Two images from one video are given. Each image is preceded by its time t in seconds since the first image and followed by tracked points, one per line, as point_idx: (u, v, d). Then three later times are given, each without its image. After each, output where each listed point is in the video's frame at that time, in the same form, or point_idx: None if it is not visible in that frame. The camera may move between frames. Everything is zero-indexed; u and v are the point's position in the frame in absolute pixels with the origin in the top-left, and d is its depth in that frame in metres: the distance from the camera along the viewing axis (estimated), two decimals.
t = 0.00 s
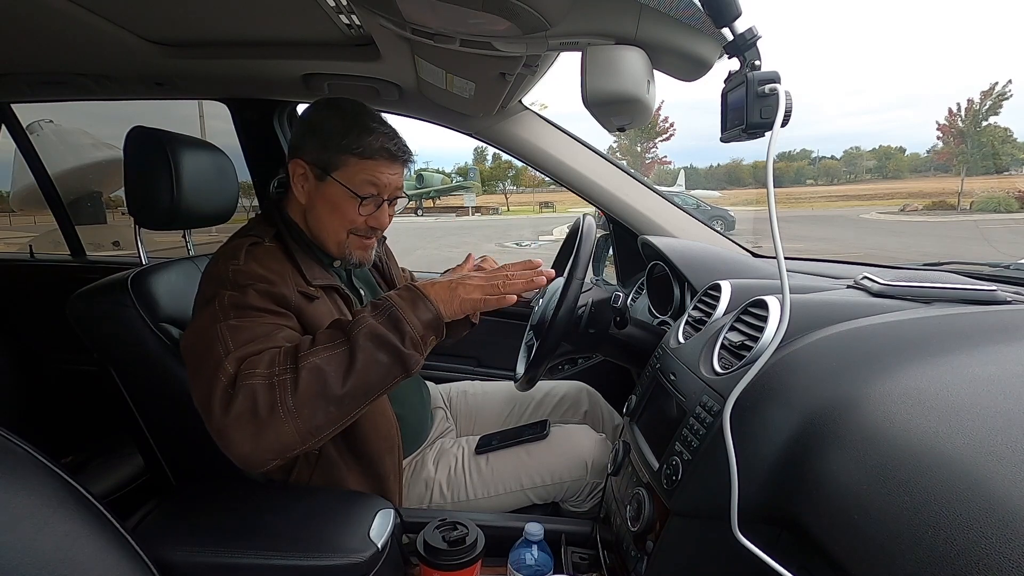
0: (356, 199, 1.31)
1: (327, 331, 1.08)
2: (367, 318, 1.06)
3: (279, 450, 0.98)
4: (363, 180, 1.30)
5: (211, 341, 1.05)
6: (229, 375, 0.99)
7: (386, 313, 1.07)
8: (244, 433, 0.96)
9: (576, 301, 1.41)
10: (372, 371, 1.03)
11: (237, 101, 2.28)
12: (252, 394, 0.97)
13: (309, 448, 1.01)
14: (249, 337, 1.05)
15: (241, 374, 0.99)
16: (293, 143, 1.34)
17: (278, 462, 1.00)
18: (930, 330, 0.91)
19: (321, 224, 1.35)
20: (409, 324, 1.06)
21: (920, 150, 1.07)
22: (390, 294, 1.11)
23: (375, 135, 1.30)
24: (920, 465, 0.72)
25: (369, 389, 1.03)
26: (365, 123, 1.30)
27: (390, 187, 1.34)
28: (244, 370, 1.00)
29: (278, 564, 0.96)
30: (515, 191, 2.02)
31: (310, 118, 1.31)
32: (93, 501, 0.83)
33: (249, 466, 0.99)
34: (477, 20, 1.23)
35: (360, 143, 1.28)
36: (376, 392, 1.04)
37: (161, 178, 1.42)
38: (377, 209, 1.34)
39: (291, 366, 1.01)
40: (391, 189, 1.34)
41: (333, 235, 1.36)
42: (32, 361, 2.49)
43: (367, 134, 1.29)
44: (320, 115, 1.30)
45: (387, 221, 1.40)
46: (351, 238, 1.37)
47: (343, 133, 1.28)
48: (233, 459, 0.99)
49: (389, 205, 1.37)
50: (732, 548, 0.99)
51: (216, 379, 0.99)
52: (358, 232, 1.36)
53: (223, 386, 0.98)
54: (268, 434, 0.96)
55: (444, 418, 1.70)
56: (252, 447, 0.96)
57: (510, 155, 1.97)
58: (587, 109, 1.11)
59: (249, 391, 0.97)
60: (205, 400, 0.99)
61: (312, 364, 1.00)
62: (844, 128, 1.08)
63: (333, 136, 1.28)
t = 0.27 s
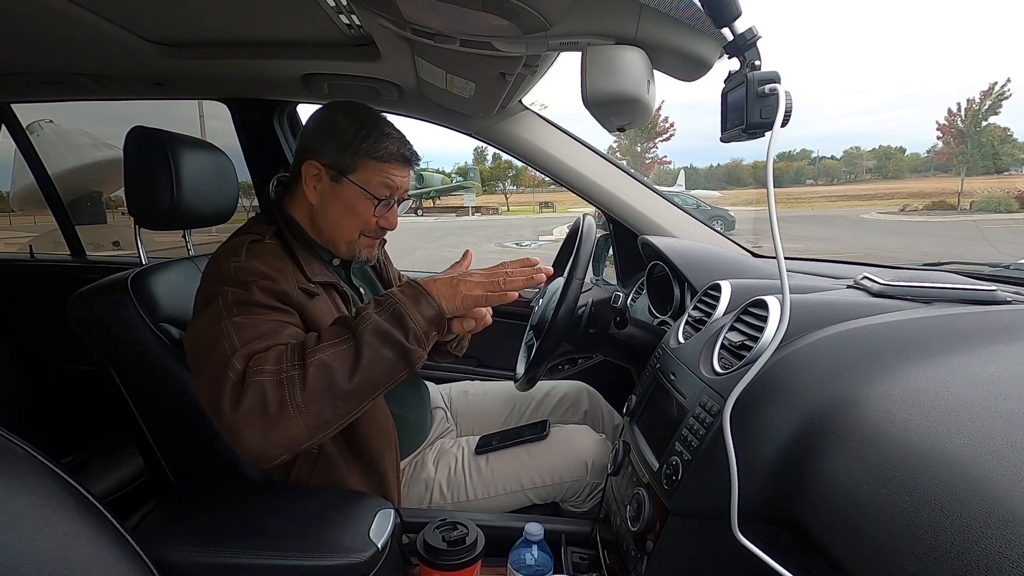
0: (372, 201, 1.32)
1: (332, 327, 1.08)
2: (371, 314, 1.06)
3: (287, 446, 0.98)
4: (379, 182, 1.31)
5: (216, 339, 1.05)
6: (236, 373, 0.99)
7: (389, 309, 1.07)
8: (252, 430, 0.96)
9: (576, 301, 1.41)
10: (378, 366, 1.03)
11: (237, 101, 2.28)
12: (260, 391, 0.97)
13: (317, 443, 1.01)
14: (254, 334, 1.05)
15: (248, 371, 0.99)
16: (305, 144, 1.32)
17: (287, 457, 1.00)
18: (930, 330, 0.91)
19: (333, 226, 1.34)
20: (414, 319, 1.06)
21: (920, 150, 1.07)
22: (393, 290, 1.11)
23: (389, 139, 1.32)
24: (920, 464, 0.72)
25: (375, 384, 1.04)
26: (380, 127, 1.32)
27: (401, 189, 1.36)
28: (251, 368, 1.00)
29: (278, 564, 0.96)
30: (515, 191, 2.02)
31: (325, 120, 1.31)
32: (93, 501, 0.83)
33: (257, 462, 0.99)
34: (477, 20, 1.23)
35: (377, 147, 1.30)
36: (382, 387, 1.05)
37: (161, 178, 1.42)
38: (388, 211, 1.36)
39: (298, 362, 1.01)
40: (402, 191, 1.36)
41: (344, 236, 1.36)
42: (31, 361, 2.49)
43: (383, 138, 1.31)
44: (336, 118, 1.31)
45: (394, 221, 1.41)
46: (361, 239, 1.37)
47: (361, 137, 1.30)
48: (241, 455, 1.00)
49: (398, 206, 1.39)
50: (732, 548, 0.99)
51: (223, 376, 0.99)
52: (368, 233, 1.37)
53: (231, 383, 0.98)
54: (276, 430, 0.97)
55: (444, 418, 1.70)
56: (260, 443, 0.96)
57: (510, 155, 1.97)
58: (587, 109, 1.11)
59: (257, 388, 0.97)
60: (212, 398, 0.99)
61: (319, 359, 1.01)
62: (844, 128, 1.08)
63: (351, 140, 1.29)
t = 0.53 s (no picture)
0: (351, 210, 1.29)
1: (328, 341, 1.08)
2: (368, 329, 1.06)
3: (280, 462, 0.98)
4: (359, 191, 1.28)
5: (212, 352, 1.05)
6: (230, 387, 0.99)
7: (387, 324, 1.06)
8: (245, 445, 0.96)
9: (576, 301, 1.41)
10: (372, 383, 1.03)
11: (237, 101, 2.28)
12: (254, 406, 0.97)
13: (310, 460, 1.01)
14: (250, 346, 1.05)
15: (242, 386, 0.99)
16: (291, 152, 1.34)
17: (281, 472, 1.00)
18: (931, 330, 0.91)
19: (318, 233, 1.34)
20: (411, 335, 1.06)
21: (920, 150, 1.07)
22: (391, 304, 1.10)
23: (368, 145, 1.28)
24: (919, 465, 0.72)
25: (370, 400, 1.03)
26: (359, 133, 1.28)
27: (387, 198, 1.32)
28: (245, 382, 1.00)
29: (278, 564, 0.96)
30: (515, 191, 2.02)
31: (306, 127, 1.31)
32: (93, 501, 0.83)
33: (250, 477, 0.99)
34: (477, 20, 1.23)
35: (353, 154, 1.27)
36: (376, 403, 1.04)
37: (161, 178, 1.41)
38: (374, 220, 1.33)
39: (293, 378, 1.01)
40: (387, 199, 1.32)
41: (329, 245, 1.34)
42: (32, 361, 2.49)
43: (360, 145, 1.27)
44: (315, 125, 1.30)
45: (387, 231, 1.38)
46: (347, 248, 1.35)
47: (338, 144, 1.27)
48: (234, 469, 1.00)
49: (387, 216, 1.35)
50: (732, 548, 0.99)
51: (217, 390, 0.99)
52: (354, 242, 1.34)
53: (224, 398, 0.98)
54: (269, 446, 0.97)
55: (444, 418, 1.70)
56: (252, 459, 0.96)
57: (510, 155, 1.97)
58: (587, 109, 1.11)
59: (250, 403, 0.97)
60: (206, 411, 1.00)
61: (313, 376, 1.00)
62: (844, 128, 1.08)
63: (327, 147, 1.28)
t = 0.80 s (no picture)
0: (340, 202, 1.30)
1: (323, 345, 1.07)
2: (362, 333, 1.05)
3: (275, 468, 0.98)
4: (348, 183, 1.29)
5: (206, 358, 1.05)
6: (223, 393, 0.99)
7: (381, 327, 1.05)
8: (239, 452, 0.96)
9: (576, 301, 1.41)
10: (367, 387, 1.02)
11: (237, 101, 2.28)
12: (248, 413, 0.97)
13: (305, 465, 1.01)
14: (244, 351, 1.05)
15: (235, 393, 0.99)
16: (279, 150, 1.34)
17: (277, 477, 1.00)
18: (931, 330, 0.91)
19: (310, 229, 1.34)
20: (405, 339, 1.05)
21: (920, 150, 1.07)
22: (386, 307, 1.09)
23: (357, 136, 1.28)
24: (919, 465, 0.72)
25: (365, 404, 1.03)
26: (345, 124, 1.28)
27: (377, 190, 1.32)
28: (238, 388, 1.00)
29: (278, 564, 0.96)
30: (515, 191, 2.02)
31: (292, 122, 1.31)
32: (93, 501, 0.83)
33: (246, 483, 1.00)
34: (477, 20, 1.23)
35: (340, 145, 1.27)
36: (372, 408, 1.04)
37: (161, 178, 1.42)
38: (364, 212, 1.33)
39: (287, 383, 1.01)
40: (377, 191, 1.32)
41: (321, 239, 1.34)
42: (32, 362, 2.49)
43: (347, 135, 1.27)
44: (301, 119, 1.30)
45: (379, 225, 1.38)
46: (339, 243, 1.35)
47: (324, 135, 1.27)
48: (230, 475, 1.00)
49: (378, 208, 1.35)
50: (732, 548, 0.99)
51: (210, 397, 0.99)
52: (346, 236, 1.34)
53: (218, 405, 0.98)
54: (263, 453, 0.97)
55: (444, 418, 1.70)
56: (247, 466, 0.97)
57: (510, 155, 1.97)
58: (587, 109, 1.11)
59: (244, 410, 0.97)
60: (200, 418, 1.00)
61: (307, 382, 1.00)
62: (844, 127, 1.08)
63: (313, 139, 1.28)
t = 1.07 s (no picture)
0: (332, 213, 1.29)
1: (315, 339, 1.08)
2: (356, 326, 1.06)
3: (257, 460, 0.97)
4: (338, 194, 1.28)
5: (196, 347, 1.06)
6: (211, 380, 1.00)
7: (376, 321, 1.07)
8: (222, 440, 0.96)
9: (576, 301, 1.41)
10: (357, 380, 1.02)
11: (237, 100, 2.28)
12: (233, 399, 0.98)
13: (289, 458, 1.00)
14: (234, 342, 1.06)
15: (222, 379, 1.00)
16: (268, 161, 1.34)
17: (260, 471, 0.99)
18: (931, 330, 0.91)
19: (305, 239, 1.33)
20: (399, 333, 1.05)
21: (920, 150, 1.06)
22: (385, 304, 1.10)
23: (344, 144, 1.27)
24: (919, 464, 0.72)
25: (353, 398, 1.02)
26: (332, 133, 1.27)
27: (368, 197, 1.31)
28: (226, 375, 1.01)
29: (278, 564, 0.96)
30: (514, 191, 2.03)
31: (279, 133, 1.30)
32: (93, 501, 0.83)
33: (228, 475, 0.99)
34: (477, 20, 1.23)
35: (327, 156, 1.26)
36: (361, 403, 1.03)
37: (160, 178, 1.42)
38: (357, 220, 1.32)
39: (275, 373, 1.02)
40: (369, 199, 1.32)
41: (316, 249, 1.34)
42: (32, 362, 2.49)
43: (334, 143, 1.26)
44: (288, 130, 1.29)
45: (375, 230, 1.38)
46: (335, 250, 1.34)
47: (312, 146, 1.26)
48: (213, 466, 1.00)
49: (372, 215, 1.34)
50: (732, 548, 0.99)
51: (198, 384, 1.00)
52: (341, 243, 1.34)
53: (205, 391, 0.99)
54: (245, 441, 0.96)
55: (444, 418, 1.70)
56: (229, 454, 0.96)
57: (510, 155, 1.97)
58: (587, 109, 1.11)
59: (230, 395, 0.98)
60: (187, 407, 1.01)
61: (295, 371, 1.01)
62: (844, 127, 1.08)
63: (301, 150, 1.27)
